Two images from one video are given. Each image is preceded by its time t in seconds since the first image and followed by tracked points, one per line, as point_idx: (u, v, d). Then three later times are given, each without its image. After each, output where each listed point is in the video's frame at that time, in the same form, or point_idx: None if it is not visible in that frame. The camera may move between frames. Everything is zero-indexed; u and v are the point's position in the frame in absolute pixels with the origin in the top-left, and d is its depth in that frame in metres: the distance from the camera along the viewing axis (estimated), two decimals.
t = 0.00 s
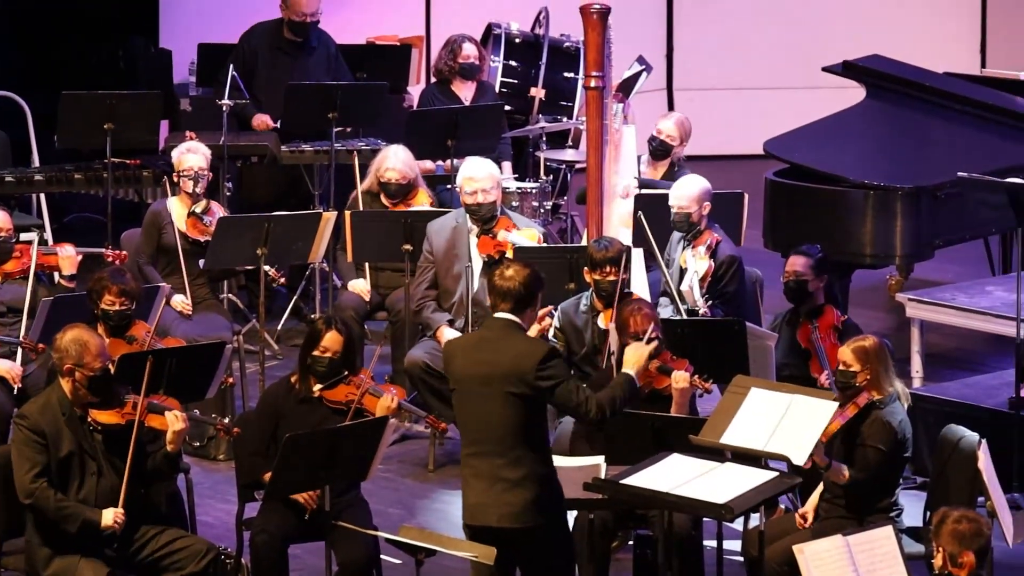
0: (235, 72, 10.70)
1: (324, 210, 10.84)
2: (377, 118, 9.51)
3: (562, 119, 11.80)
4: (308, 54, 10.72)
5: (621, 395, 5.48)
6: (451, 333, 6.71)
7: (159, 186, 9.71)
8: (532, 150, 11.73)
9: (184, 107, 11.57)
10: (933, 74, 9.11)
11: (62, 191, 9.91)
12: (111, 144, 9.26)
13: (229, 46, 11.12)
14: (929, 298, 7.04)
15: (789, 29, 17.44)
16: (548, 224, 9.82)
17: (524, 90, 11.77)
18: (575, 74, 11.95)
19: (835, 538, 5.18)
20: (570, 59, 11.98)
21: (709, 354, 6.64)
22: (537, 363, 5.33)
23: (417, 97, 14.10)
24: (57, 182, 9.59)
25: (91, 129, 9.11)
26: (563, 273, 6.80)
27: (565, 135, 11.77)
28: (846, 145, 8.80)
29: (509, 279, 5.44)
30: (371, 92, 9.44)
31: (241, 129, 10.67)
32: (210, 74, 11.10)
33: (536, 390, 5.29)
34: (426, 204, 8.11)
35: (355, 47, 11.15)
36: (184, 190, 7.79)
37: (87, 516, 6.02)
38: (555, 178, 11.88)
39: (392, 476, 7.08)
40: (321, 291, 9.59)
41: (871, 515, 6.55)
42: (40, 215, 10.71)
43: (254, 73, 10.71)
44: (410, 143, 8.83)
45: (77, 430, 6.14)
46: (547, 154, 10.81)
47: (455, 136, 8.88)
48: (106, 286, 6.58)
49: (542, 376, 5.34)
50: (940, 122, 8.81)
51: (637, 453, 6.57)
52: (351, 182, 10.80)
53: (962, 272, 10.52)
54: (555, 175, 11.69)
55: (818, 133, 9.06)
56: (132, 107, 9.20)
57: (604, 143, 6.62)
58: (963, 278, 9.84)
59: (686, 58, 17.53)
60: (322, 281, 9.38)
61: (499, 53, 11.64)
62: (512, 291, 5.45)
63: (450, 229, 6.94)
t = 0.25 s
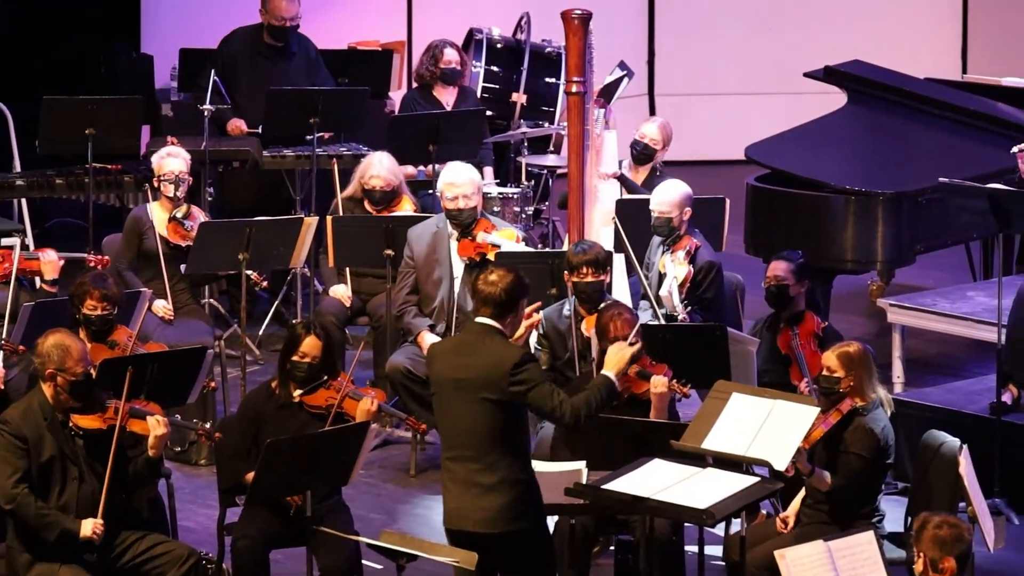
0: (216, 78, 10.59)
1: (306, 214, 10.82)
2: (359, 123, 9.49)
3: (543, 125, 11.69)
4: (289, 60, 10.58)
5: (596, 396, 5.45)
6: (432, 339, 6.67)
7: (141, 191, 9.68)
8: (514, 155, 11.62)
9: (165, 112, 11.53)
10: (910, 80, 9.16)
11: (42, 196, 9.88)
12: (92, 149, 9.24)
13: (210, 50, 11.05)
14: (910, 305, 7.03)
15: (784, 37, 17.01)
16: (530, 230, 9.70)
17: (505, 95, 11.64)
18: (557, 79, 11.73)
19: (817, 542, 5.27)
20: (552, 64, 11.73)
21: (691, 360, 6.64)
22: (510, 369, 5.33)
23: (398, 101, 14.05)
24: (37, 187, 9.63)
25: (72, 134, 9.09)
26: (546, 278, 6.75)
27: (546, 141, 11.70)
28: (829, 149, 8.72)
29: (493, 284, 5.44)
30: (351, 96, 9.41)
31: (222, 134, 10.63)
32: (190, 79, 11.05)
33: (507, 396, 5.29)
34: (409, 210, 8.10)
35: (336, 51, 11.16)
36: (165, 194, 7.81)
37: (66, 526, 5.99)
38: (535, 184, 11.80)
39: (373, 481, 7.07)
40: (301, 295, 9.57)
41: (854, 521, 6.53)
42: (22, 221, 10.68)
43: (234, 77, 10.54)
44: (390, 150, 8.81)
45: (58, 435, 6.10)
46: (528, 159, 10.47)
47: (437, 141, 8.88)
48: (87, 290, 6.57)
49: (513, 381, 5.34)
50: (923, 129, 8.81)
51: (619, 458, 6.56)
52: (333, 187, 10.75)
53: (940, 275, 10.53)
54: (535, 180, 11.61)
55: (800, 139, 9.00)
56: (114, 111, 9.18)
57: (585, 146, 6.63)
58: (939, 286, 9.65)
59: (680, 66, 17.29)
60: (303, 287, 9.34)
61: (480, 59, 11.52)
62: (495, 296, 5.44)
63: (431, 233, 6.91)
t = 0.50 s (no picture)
0: (202, 81, 10.57)
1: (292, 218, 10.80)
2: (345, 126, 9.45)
3: (529, 127, 11.70)
4: (273, 62, 10.55)
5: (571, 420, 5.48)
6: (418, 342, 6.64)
7: (126, 194, 9.62)
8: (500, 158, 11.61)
9: (151, 116, 11.52)
10: (892, 82, 9.14)
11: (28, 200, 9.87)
12: (78, 152, 9.24)
13: (196, 53, 11.09)
14: (896, 308, 7.02)
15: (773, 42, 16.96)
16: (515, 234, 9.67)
17: (492, 99, 11.63)
18: (543, 83, 11.72)
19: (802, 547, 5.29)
20: (538, 68, 11.71)
21: (678, 364, 6.64)
22: (496, 376, 5.34)
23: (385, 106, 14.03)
24: (23, 191, 9.62)
25: (58, 138, 9.10)
26: (532, 282, 6.73)
27: (533, 144, 11.68)
28: (817, 154, 8.70)
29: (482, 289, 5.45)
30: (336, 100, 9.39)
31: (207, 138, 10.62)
32: (175, 82, 11.10)
33: (492, 403, 5.30)
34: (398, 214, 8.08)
35: (323, 54, 11.17)
36: (152, 198, 7.77)
37: (45, 532, 5.94)
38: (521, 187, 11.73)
39: (359, 485, 7.05)
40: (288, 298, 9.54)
41: (842, 524, 6.52)
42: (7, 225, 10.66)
43: (219, 79, 10.53)
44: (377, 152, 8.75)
45: (43, 437, 6.06)
46: (514, 164, 10.74)
47: (423, 144, 8.84)
48: (74, 293, 6.54)
49: (499, 389, 5.35)
50: (910, 133, 8.79)
51: (606, 462, 6.56)
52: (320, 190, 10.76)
53: (926, 278, 10.48)
54: (522, 184, 11.56)
55: (786, 141, 9.00)
56: (101, 115, 9.18)
57: (572, 151, 6.64)
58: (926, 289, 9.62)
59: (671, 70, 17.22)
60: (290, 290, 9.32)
61: (466, 62, 11.49)
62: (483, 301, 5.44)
63: (416, 237, 6.88)
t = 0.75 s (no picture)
0: (189, 84, 10.56)
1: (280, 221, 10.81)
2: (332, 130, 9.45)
3: (516, 130, 11.67)
4: (259, 66, 10.54)
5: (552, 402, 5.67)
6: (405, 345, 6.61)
7: (113, 198, 9.70)
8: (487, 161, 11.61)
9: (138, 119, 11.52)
10: (883, 88, 9.15)
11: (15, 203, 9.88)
12: (65, 156, 9.25)
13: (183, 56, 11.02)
14: (882, 310, 6.99)
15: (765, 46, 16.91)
16: (502, 237, 9.63)
17: (478, 102, 11.59)
18: (530, 86, 11.74)
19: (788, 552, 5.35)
20: (525, 72, 11.74)
21: (664, 368, 6.64)
22: (492, 378, 5.36)
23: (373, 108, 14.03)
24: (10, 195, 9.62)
25: (44, 141, 9.11)
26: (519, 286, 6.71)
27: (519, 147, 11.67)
28: (805, 160, 8.67)
29: (469, 291, 5.45)
30: (322, 103, 9.37)
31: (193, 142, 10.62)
32: (162, 85, 11.07)
33: (489, 404, 5.32)
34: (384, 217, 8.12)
35: (310, 56, 11.18)
36: (142, 201, 7.80)
37: (25, 537, 5.94)
38: (509, 190, 11.69)
39: (346, 488, 7.04)
40: (274, 301, 9.52)
41: (828, 527, 6.53)
42: None
43: (206, 82, 10.53)
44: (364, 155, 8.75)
45: (29, 440, 6.04)
46: (501, 166, 10.53)
47: (410, 147, 8.84)
48: (61, 297, 6.52)
49: (500, 390, 5.38)
50: (897, 137, 8.82)
51: (593, 466, 6.56)
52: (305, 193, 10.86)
53: (914, 281, 10.47)
54: (509, 187, 11.52)
55: (773, 145, 9.00)
56: (87, 119, 9.18)
57: (559, 154, 6.64)
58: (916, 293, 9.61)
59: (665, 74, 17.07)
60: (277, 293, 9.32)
61: (454, 65, 11.41)
62: (472, 303, 5.44)
63: (403, 240, 6.84)
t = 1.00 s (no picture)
0: (178, 88, 10.57)
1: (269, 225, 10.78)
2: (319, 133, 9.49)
3: (506, 134, 11.54)
4: (247, 70, 10.54)
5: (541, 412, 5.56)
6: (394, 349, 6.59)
7: (103, 201, 9.68)
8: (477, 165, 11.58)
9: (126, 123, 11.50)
10: (872, 91, 9.13)
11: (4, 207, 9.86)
12: (53, 160, 9.23)
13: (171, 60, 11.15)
14: (871, 314, 6.98)
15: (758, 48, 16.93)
16: (491, 241, 9.63)
17: (467, 106, 11.44)
18: (520, 90, 11.58)
19: (778, 555, 5.50)
20: (515, 75, 11.58)
21: (654, 372, 6.63)
22: (478, 383, 5.34)
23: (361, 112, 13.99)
24: None
25: (33, 145, 9.10)
26: (509, 290, 6.70)
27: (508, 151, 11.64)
28: (792, 162, 8.67)
29: (455, 295, 5.42)
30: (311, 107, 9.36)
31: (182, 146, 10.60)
32: (151, 89, 11.07)
33: (474, 408, 5.29)
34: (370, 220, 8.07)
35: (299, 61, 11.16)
36: (136, 205, 7.79)
37: (5, 544, 5.90)
38: (498, 194, 11.67)
39: (335, 492, 7.04)
40: (263, 305, 9.52)
41: (815, 531, 6.54)
42: None
43: (194, 86, 10.52)
44: (352, 161, 8.75)
45: (17, 444, 6.03)
46: (490, 171, 10.50)
47: (399, 151, 8.81)
48: (50, 301, 6.51)
49: (484, 395, 5.35)
50: (886, 140, 8.78)
51: (582, 469, 6.56)
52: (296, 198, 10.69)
53: (903, 286, 10.47)
54: (499, 192, 11.51)
55: (761, 150, 8.98)
56: (75, 123, 9.16)
57: (547, 158, 6.63)
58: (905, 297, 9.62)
59: (657, 74, 17.31)
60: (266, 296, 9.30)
61: (443, 69, 11.29)
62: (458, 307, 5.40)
63: (392, 243, 6.81)
